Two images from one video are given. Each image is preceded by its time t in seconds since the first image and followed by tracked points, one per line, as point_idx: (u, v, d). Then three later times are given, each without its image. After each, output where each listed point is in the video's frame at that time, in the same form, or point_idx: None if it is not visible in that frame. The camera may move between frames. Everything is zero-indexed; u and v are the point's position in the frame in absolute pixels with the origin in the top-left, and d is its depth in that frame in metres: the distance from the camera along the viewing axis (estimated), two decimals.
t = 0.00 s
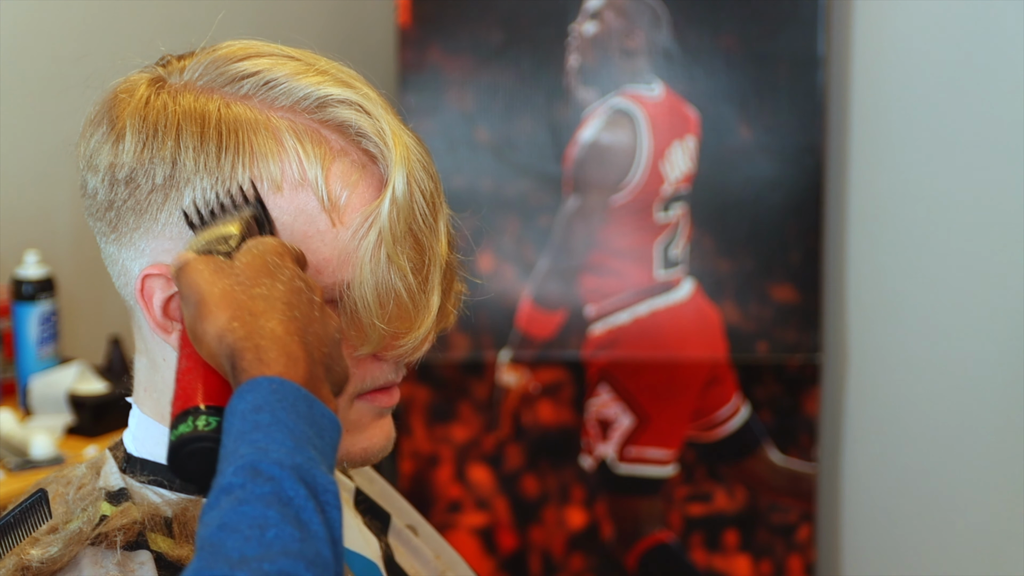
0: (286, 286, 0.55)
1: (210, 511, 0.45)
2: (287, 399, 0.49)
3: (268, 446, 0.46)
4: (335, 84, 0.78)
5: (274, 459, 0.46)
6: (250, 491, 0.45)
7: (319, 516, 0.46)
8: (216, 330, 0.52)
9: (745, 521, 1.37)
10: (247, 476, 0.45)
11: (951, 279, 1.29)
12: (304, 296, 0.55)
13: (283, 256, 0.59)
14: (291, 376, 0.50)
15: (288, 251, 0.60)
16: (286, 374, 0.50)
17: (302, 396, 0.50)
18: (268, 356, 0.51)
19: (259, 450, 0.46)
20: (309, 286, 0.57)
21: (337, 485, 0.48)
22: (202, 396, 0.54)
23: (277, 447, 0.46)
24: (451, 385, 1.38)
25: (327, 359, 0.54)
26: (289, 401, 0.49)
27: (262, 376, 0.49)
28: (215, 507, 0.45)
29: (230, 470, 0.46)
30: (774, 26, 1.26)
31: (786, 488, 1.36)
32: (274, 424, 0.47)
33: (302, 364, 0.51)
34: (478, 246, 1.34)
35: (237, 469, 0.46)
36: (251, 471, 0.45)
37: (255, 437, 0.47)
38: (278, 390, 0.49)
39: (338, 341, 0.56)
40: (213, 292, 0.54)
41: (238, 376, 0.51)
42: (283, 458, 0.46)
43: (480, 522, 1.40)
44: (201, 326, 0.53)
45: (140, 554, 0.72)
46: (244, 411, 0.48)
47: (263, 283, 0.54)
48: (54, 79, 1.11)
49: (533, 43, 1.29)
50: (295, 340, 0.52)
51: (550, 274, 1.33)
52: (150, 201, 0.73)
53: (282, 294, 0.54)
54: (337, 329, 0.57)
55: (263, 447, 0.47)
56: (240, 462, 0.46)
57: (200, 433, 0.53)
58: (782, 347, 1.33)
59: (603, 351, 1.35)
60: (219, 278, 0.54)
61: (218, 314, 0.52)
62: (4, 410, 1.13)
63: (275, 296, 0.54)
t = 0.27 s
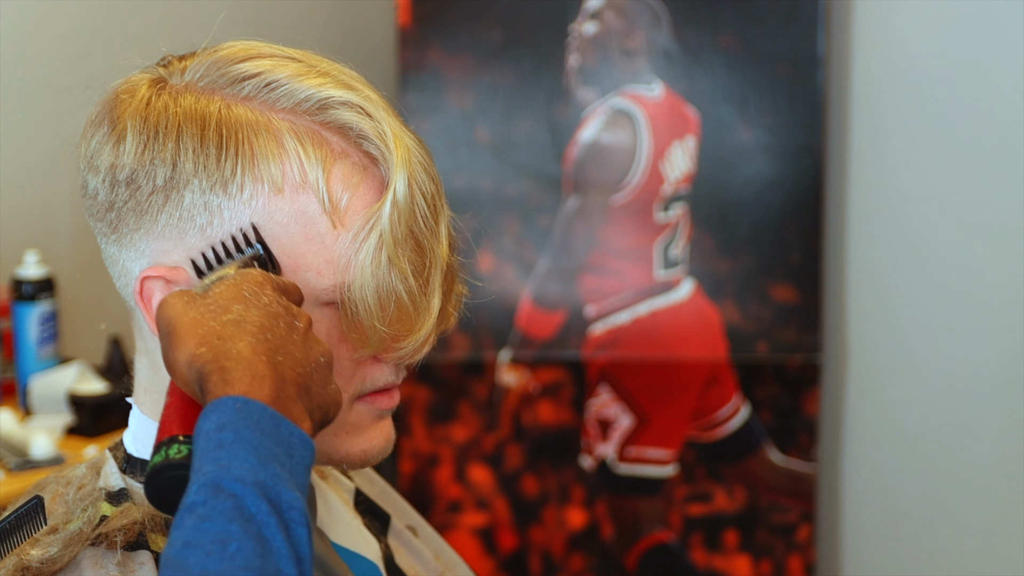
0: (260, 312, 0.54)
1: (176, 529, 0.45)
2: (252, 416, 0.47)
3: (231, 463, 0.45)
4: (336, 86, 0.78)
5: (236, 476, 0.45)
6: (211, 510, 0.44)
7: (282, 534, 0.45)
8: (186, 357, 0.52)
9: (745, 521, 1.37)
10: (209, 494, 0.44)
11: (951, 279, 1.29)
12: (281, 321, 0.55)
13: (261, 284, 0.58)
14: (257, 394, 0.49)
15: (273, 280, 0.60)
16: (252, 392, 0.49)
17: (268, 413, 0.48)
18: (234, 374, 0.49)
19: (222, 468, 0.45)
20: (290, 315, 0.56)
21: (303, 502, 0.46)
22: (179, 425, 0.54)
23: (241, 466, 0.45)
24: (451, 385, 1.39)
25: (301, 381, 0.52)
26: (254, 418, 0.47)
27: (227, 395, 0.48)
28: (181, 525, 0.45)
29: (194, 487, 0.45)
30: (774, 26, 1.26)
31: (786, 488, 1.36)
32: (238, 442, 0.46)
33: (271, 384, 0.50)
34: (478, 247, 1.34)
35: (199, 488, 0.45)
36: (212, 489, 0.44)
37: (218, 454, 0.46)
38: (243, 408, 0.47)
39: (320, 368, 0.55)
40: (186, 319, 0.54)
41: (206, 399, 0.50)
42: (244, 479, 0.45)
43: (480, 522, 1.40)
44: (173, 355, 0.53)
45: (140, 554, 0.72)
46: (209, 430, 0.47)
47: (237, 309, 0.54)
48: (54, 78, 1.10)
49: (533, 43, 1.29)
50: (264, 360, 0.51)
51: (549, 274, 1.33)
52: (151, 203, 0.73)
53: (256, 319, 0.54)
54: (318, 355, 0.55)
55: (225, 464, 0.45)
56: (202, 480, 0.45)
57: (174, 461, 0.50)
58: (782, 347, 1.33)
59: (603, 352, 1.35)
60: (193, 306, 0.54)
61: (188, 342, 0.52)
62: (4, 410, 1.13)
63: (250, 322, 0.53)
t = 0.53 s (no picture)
0: (229, 314, 0.54)
1: (134, 535, 0.45)
2: (209, 421, 0.48)
3: (188, 469, 0.46)
4: (336, 85, 0.78)
5: (193, 481, 0.45)
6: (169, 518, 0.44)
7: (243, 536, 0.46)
8: (149, 364, 0.52)
9: (745, 521, 1.37)
10: (166, 499, 0.45)
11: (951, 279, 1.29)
12: (248, 321, 0.55)
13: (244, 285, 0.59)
14: (214, 400, 0.49)
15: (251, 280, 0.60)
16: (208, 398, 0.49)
17: (226, 418, 0.48)
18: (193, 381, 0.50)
19: (179, 473, 0.45)
20: (260, 314, 0.56)
21: (262, 504, 0.47)
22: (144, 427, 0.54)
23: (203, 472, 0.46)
24: (451, 385, 1.38)
25: (264, 385, 0.52)
26: (212, 424, 0.48)
27: (184, 402, 0.48)
28: (139, 531, 0.45)
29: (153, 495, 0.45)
30: (774, 26, 1.26)
31: (786, 488, 1.36)
32: (196, 447, 0.47)
33: (230, 391, 0.50)
34: (478, 246, 1.34)
35: (156, 493, 0.45)
36: (169, 495, 0.45)
37: (175, 459, 0.46)
38: (200, 414, 0.48)
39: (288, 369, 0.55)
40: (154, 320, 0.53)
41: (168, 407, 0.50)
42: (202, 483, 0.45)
43: (480, 522, 1.40)
44: (139, 362, 0.53)
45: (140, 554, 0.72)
46: (167, 435, 0.47)
47: (202, 312, 0.54)
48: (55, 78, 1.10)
49: (533, 43, 1.29)
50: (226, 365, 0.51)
51: (549, 273, 1.33)
52: (151, 202, 0.73)
53: (221, 321, 0.53)
54: (287, 355, 0.55)
55: (183, 469, 0.46)
56: (160, 486, 0.45)
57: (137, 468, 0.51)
58: (782, 347, 1.33)
59: (603, 351, 1.35)
60: (158, 309, 0.54)
61: (150, 350, 0.52)
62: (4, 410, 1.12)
63: (217, 325, 0.53)
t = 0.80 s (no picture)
0: (169, 279, 0.54)
1: (77, 514, 0.45)
2: (146, 394, 0.48)
3: (126, 443, 0.46)
4: (339, 85, 0.78)
5: (132, 456, 0.45)
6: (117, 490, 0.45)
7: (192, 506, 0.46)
8: (87, 338, 0.52)
9: (745, 521, 1.37)
10: (106, 476, 0.45)
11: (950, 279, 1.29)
12: (187, 284, 0.55)
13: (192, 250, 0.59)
14: (151, 370, 0.49)
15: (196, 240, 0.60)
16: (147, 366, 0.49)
17: (164, 389, 0.48)
18: (133, 348, 0.50)
19: (117, 448, 0.46)
20: (199, 274, 0.57)
21: (205, 474, 0.47)
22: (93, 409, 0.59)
23: (146, 445, 0.46)
24: (451, 385, 1.39)
25: (206, 349, 0.52)
26: (148, 395, 0.48)
27: (122, 374, 0.48)
28: (82, 510, 0.45)
29: (96, 469, 0.46)
30: (774, 26, 1.26)
31: (786, 488, 1.36)
32: (134, 420, 0.47)
33: (170, 357, 0.50)
34: (478, 246, 1.34)
35: (96, 471, 0.45)
36: (110, 471, 0.45)
37: (113, 434, 0.46)
38: (137, 387, 0.48)
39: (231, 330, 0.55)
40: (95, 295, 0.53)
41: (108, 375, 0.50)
42: (144, 458, 0.45)
43: (480, 522, 1.40)
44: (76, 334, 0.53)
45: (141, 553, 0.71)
46: (103, 411, 0.47)
47: (137, 280, 0.54)
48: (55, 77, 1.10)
49: (533, 43, 1.29)
50: (164, 329, 0.51)
51: (550, 273, 1.33)
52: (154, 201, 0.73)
53: (157, 287, 0.54)
54: (228, 315, 0.56)
55: (121, 444, 0.46)
56: (99, 463, 0.46)
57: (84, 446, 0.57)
58: (782, 347, 1.33)
59: (603, 351, 1.35)
60: (95, 281, 0.54)
61: (87, 322, 0.52)
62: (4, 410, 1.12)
63: (155, 292, 0.53)
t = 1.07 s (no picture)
0: (160, 278, 0.55)
1: (61, 513, 0.45)
2: (132, 392, 0.48)
3: (112, 441, 0.46)
4: (339, 85, 0.78)
5: (116, 454, 0.45)
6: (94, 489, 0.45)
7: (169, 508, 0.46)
8: (75, 338, 0.52)
9: (745, 521, 1.37)
10: (90, 473, 0.45)
11: (950, 279, 1.29)
12: (179, 284, 0.55)
13: (185, 249, 0.59)
14: (139, 368, 0.50)
15: (189, 239, 0.61)
16: (136, 365, 0.49)
17: (151, 388, 0.49)
18: (123, 347, 0.50)
19: (102, 446, 0.46)
20: (192, 275, 0.57)
21: (190, 473, 0.47)
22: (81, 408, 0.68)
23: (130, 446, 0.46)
24: (451, 385, 1.38)
25: (195, 350, 0.53)
26: (134, 394, 0.48)
27: (111, 372, 0.49)
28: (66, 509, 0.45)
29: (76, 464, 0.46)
30: (774, 26, 1.26)
31: (786, 488, 1.36)
32: (120, 418, 0.47)
33: (160, 354, 0.51)
34: (478, 246, 1.34)
35: (80, 468, 0.45)
36: (93, 468, 0.45)
37: (98, 432, 0.46)
38: (124, 385, 0.48)
39: (221, 322, 0.56)
40: (87, 293, 0.53)
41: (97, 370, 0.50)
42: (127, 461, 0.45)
43: (480, 522, 1.40)
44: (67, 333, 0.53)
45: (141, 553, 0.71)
46: (91, 408, 0.47)
47: (130, 280, 0.54)
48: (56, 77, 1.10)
49: (533, 43, 1.29)
50: (152, 328, 0.52)
51: (550, 273, 1.33)
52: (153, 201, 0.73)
53: (148, 287, 0.54)
54: (219, 314, 0.57)
55: (107, 441, 0.46)
56: (83, 460, 0.46)
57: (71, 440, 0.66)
58: (782, 347, 1.33)
59: (603, 351, 1.35)
60: (87, 279, 0.54)
61: (76, 323, 0.52)
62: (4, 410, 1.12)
63: (144, 291, 0.53)
